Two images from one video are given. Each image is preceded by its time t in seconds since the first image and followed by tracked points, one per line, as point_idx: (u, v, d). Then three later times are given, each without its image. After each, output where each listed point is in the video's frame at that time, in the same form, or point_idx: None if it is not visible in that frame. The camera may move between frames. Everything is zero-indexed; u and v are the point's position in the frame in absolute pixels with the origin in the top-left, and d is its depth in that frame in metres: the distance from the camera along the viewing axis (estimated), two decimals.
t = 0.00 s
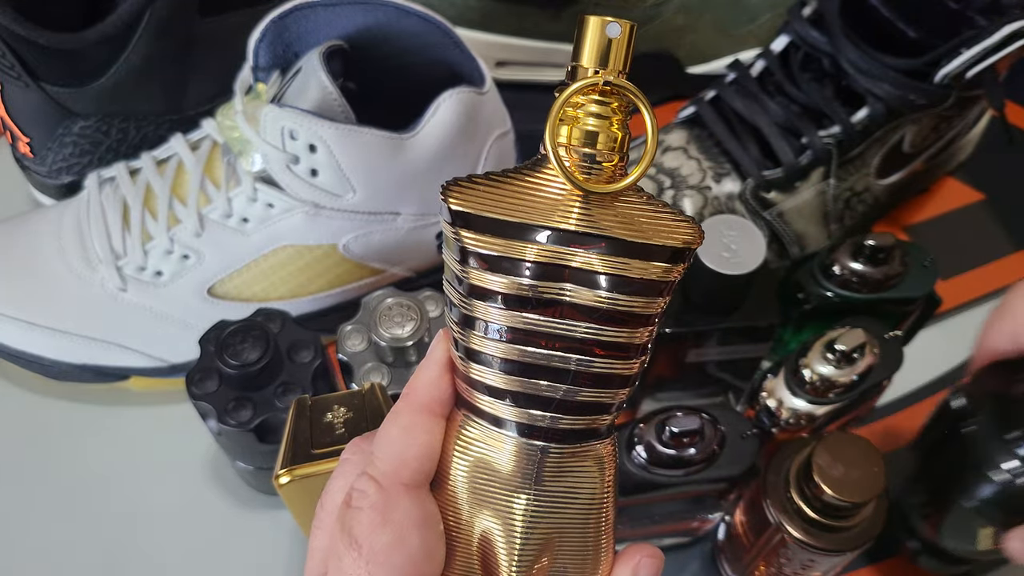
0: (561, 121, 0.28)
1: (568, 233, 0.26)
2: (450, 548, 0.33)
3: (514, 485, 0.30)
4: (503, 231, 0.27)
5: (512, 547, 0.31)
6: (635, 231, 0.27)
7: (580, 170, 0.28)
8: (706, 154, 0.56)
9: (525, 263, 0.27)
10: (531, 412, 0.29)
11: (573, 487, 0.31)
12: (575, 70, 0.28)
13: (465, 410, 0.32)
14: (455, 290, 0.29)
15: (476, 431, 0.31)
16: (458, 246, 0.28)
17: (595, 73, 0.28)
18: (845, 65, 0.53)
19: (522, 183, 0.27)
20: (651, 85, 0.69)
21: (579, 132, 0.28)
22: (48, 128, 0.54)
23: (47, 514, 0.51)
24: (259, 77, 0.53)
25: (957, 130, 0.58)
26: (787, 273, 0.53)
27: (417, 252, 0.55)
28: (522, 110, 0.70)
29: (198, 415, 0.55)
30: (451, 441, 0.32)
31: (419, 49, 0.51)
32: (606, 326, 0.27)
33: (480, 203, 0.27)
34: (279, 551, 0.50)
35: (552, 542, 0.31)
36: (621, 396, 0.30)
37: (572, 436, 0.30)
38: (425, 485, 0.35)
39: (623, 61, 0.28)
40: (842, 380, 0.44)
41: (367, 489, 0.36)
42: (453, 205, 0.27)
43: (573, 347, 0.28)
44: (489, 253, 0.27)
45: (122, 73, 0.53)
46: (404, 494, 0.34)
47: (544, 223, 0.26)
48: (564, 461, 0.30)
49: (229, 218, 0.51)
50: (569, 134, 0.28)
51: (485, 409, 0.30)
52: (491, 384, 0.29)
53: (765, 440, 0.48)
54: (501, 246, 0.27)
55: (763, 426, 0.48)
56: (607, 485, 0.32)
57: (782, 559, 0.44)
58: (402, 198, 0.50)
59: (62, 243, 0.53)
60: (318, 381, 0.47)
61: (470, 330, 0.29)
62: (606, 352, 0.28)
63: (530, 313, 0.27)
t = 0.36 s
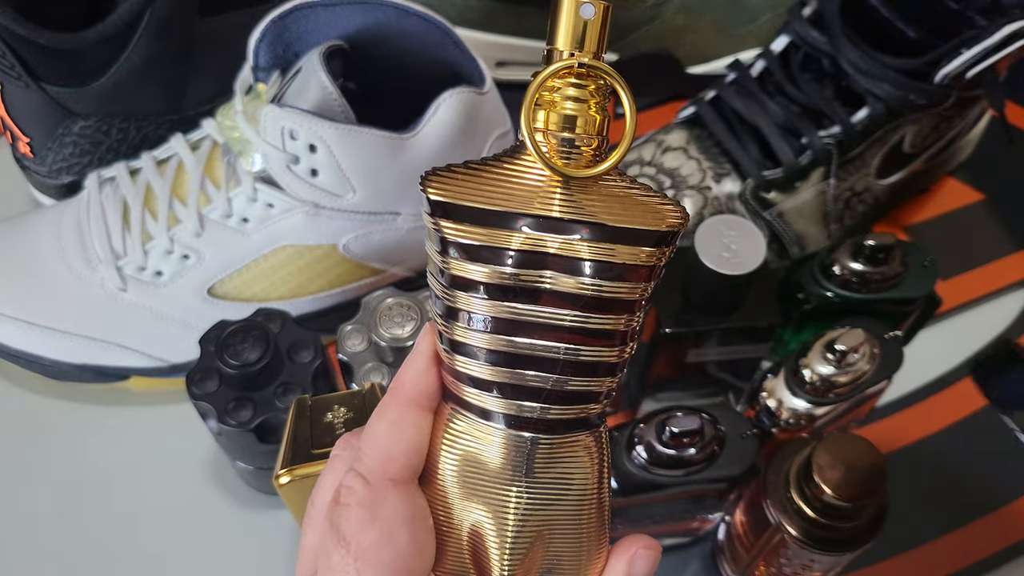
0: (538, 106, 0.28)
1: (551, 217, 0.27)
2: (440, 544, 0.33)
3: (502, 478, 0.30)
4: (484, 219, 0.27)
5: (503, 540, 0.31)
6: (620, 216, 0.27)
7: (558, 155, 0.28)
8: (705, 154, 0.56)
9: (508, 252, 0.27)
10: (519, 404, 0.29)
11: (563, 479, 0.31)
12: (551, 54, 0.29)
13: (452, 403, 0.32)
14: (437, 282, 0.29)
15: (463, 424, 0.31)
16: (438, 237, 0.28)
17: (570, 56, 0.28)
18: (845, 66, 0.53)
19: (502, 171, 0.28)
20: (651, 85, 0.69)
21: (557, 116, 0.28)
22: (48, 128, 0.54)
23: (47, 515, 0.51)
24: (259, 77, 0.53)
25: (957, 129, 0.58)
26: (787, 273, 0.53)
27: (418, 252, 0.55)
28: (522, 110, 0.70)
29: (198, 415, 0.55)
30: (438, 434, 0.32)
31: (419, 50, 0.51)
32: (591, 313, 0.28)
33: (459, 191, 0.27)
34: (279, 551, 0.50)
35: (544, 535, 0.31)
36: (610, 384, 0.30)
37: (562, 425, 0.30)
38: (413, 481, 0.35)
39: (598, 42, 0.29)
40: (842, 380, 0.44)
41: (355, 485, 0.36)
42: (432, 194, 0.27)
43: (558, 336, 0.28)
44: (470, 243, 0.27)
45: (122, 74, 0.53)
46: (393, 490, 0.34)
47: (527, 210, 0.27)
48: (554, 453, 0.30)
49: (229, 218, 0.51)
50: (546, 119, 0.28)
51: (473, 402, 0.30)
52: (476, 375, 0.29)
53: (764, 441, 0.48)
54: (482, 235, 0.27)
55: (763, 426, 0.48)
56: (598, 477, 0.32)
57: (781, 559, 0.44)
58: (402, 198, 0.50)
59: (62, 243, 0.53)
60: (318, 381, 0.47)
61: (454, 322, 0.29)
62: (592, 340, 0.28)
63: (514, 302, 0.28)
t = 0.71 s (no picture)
0: (480, 112, 0.29)
1: (498, 221, 0.28)
2: (399, 550, 0.33)
3: (457, 481, 0.30)
4: (431, 225, 0.28)
5: (462, 544, 0.31)
6: (565, 217, 0.28)
7: (502, 159, 0.29)
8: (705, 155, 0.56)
9: (456, 256, 0.28)
10: (474, 407, 0.29)
11: (521, 481, 0.31)
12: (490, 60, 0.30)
13: (408, 410, 0.32)
14: (388, 288, 0.30)
15: (419, 430, 0.31)
16: (386, 244, 0.29)
17: (509, 61, 0.29)
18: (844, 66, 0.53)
19: (446, 178, 0.29)
20: (652, 84, 0.69)
21: (498, 121, 0.29)
22: (48, 128, 0.54)
23: (46, 515, 0.51)
24: (259, 77, 0.53)
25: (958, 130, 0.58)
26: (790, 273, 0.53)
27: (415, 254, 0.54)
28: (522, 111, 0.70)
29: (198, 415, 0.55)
30: (395, 439, 0.32)
31: (419, 50, 0.51)
32: (541, 313, 0.28)
33: (405, 198, 0.28)
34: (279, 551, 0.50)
35: (503, 538, 0.31)
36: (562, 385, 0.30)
37: (517, 427, 0.30)
38: (370, 489, 0.34)
39: (537, 47, 0.29)
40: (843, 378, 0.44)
41: (311, 495, 0.36)
42: (379, 202, 0.28)
43: (506, 338, 0.28)
44: (417, 248, 0.28)
45: (122, 73, 0.53)
46: (348, 498, 0.34)
47: (474, 215, 0.28)
48: (508, 455, 0.30)
49: (229, 218, 0.51)
50: (488, 124, 0.29)
51: (426, 406, 0.30)
52: (428, 379, 0.29)
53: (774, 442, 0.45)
54: (429, 241, 0.28)
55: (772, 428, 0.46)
56: (558, 479, 0.32)
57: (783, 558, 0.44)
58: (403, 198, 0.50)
59: (62, 243, 0.53)
60: (319, 381, 0.47)
61: (404, 328, 0.30)
62: (541, 341, 0.28)
63: (464, 306, 0.28)
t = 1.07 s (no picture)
0: (468, 111, 0.29)
1: (488, 220, 0.28)
2: (391, 547, 0.33)
3: (448, 478, 0.30)
4: (421, 224, 0.28)
5: (452, 540, 0.31)
6: (554, 216, 0.28)
7: (491, 157, 0.29)
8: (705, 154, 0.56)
9: (447, 255, 0.28)
10: (464, 404, 0.30)
11: (512, 477, 0.31)
12: (478, 61, 0.30)
13: (399, 407, 0.32)
14: (379, 286, 0.30)
15: (410, 426, 0.31)
16: (376, 242, 0.29)
17: (497, 61, 0.29)
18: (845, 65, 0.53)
19: (437, 178, 0.29)
20: (652, 83, 0.69)
21: (487, 120, 0.29)
22: (48, 128, 0.54)
23: (47, 514, 0.51)
24: (258, 77, 0.53)
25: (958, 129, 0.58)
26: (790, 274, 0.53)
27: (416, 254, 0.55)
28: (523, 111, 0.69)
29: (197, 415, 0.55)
30: (386, 438, 0.32)
31: (419, 49, 0.51)
32: (531, 311, 0.29)
33: (392, 197, 0.28)
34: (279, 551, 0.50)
35: (494, 534, 0.31)
36: (552, 381, 0.31)
37: (508, 422, 0.30)
38: (362, 486, 0.35)
39: (525, 48, 0.30)
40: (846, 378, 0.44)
41: (303, 492, 0.36)
42: (369, 202, 0.28)
43: (497, 335, 0.29)
44: (409, 246, 0.28)
45: (122, 73, 0.53)
46: (340, 495, 0.34)
47: (462, 213, 0.28)
48: (498, 451, 0.31)
49: (229, 218, 0.51)
50: (477, 123, 0.29)
51: (417, 404, 0.31)
52: (418, 376, 0.30)
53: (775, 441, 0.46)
54: (420, 239, 0.28)
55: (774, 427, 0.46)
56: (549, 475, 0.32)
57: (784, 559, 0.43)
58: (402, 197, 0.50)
59: (62, 243, 0.53)
60: (319, 381, 0.47)
61: (395, 325, 0.30)
62: (531, 337, 0.29)
63: (454, 303, 0.28)
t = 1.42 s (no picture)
0: (469, 83, 0.28)
1: (497, 216, 0.27)
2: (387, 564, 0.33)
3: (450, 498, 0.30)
4: (421, 216, 0.27)
5: (459, 553, 0.31)
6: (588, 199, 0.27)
7: (495, 136, 0.28)
8: (705, 154, 0.56)
9: (449, 258, 0.27)
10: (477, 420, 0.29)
11: (518, 496, 0.30)
12: (481, 24, 0.28)
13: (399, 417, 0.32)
14: (376, 292, 0.30)
15: (412, 442, 0.31)
16: (370, 241, 0.28)
17: (501, 25, 0.28)
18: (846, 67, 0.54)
19: (437, 163, 0.28)
20: (652, 84, 0.69)
21: (492, 96, 0.27)
22: (49, 128, 0.54)
23: (47, 514, 0.51)
24: (258, 77, 0.53)
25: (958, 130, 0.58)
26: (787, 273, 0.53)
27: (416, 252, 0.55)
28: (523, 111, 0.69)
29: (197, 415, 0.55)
30: (386, 452, 0.32)
31: (419, 50, 0.51)
32: (545, 320, 0.27)
33: (392, 190, 0.27)
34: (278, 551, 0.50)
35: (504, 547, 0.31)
36: (569, 392, 0.30)
37: (526, 438, 0.30)
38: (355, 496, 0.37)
39: (533, 10, 0.28)
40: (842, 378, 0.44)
41: (294, 506, 0.38)
42: (365, 193, 0.27)
43: (512, 345, 0.28)
44: (410, 250, 0.27)
45: (122, 73, 0.53)
46: (331, 511, 0.37)
47: (469, 206, 0.27)
48: (513, 465, 0.30)
49: (229, 218, 0.51)
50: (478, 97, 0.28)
51: (421, 417, 0.30)
52: (427, 392, 0.29)
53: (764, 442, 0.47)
54: (423, 236, 0.27)
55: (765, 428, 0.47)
56: (560, 493, 0.31)
57: (781, 559, 0.44)
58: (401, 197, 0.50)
59: (62, 243, 0.53)
60: (319, 381, 0.47)
61: (392, 332, 0.29)
62: (547, 346, 0.28)
63: (460, 310, 0.28)
